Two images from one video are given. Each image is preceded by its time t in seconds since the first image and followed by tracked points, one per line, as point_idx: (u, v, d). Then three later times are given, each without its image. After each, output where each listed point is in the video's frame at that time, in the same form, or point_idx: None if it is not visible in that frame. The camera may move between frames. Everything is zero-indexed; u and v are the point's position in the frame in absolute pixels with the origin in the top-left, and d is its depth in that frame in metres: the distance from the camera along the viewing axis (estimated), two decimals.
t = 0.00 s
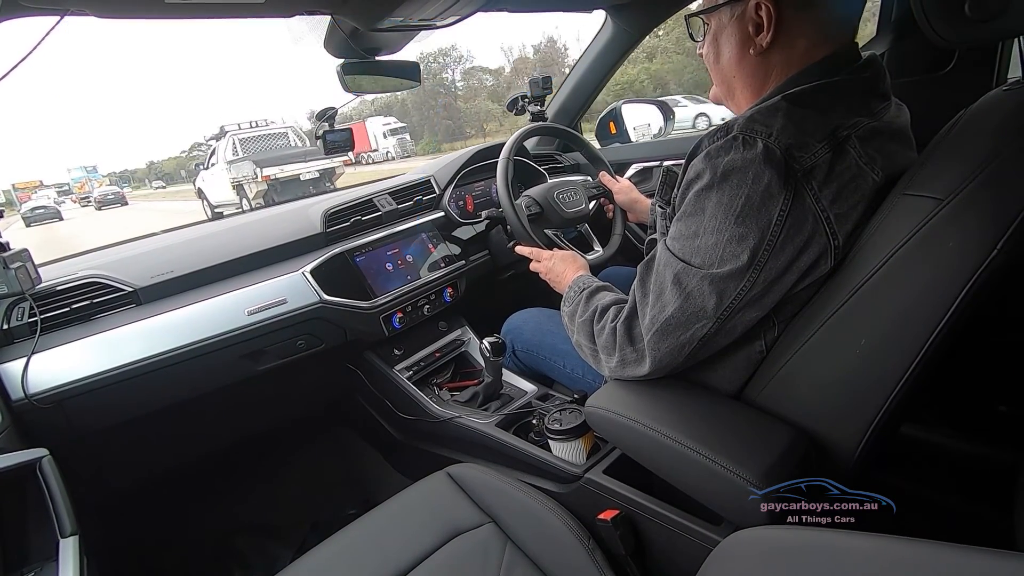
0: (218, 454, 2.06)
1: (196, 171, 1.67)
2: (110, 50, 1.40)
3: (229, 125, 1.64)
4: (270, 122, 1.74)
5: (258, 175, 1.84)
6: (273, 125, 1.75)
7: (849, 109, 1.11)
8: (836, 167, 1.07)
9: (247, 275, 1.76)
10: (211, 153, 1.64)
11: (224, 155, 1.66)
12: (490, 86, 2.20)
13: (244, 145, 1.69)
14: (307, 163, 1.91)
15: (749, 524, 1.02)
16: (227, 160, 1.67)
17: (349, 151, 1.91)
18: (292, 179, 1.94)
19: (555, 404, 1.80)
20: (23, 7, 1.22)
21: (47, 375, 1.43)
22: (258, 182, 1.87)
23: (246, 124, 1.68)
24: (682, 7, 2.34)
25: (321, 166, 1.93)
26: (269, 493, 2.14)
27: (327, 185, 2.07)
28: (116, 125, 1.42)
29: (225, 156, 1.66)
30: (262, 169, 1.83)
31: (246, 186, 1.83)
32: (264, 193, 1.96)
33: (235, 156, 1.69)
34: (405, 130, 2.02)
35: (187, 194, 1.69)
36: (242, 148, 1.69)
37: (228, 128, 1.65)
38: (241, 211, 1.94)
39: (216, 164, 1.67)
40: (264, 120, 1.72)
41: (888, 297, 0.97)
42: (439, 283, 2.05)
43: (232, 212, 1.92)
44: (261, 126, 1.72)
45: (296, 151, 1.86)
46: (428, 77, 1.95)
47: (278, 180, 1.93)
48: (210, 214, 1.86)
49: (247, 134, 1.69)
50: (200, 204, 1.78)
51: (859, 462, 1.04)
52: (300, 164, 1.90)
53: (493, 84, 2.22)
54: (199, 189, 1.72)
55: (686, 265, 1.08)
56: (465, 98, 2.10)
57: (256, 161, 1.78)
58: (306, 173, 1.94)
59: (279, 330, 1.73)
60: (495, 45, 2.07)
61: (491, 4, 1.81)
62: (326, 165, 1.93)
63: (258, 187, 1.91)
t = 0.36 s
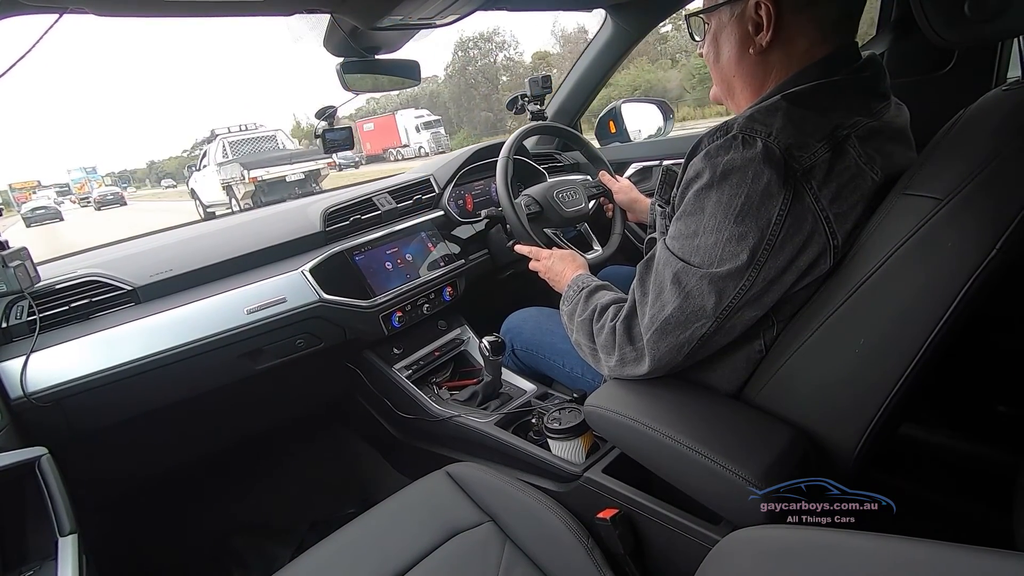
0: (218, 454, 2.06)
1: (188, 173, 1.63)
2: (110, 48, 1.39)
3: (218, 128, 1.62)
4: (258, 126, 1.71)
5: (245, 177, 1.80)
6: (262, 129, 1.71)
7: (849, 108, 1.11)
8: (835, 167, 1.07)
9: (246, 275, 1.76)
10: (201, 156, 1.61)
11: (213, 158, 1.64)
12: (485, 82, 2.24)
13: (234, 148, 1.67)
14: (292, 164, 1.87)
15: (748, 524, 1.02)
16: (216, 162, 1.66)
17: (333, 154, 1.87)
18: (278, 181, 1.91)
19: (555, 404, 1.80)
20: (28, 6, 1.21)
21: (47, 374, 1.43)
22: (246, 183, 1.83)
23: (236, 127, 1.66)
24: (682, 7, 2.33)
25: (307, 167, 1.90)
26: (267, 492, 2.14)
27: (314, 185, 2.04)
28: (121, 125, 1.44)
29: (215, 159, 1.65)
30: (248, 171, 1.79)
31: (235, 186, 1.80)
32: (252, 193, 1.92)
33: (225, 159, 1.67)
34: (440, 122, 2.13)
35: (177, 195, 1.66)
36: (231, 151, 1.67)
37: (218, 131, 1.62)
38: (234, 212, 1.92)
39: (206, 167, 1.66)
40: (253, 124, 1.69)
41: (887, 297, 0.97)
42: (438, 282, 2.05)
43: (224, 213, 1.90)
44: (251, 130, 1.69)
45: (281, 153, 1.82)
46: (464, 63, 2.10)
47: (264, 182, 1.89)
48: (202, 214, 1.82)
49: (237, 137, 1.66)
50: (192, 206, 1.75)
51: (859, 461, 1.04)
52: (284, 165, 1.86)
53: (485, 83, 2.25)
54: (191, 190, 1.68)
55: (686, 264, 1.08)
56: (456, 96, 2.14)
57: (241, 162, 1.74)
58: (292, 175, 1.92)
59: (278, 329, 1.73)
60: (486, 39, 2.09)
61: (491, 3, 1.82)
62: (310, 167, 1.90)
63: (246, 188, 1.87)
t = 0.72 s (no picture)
0: (218, 454, 2.06)
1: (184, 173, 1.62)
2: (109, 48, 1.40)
3: (211, 132, 1.61)
4: (249, 128, 1.69)
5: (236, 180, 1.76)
6: (254, 131, 1.69)
7: (849, 108, 1.11)
8: (836, 167, 1.07)
9: (246, 275, 1.76)
10: (195, 158, 1.60)
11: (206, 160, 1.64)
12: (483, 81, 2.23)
13: (227, 150, 1.66)
14: (280, 166, 1.83)
15: (748, 524, 1.02)
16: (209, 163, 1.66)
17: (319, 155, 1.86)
18: (266, 183, 1.85)
19: (555, 404, 1.80)
20: (29, 6, 1.22)
21: (47, 375, 1.43)
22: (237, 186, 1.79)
23: (228, 130, 1.65)
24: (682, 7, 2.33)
25: (294, 170, 1.86)
26: (268, 492, 2.14)
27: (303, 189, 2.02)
28: (124, 122, 1.44)
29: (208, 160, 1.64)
30: (237, 172, 1.74)
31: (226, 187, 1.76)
32: (242, 195, 1.86)
33: (218, 160, 1.67)
34: (479, 115, 2.24)
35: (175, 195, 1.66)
36: (223, 154, 1.67)
37: (211, 134, 1.62)
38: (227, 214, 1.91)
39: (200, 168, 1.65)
40: (245, 126, 1.68)
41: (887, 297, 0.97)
42: (438, 283, 2.04)
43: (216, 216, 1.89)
44: (241, 132, 1.68)
45: (269, 157, 1.79)
46: (513, 47, 2.20)
47: (254, 184, 1.82)
48: (195, 214, 1.82)
49: (229, 140, 1.66)
50: (187, 206, 1.75)
51: (859, 461, 1.04)
52: (273, 168, 1.82)
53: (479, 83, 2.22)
54: (186, 191, 1.67)
55: (686, 264, 1.08)
56: (468, 91, 2.19)
57: (232, 164, 1.71)
58: (281, 177, 1.86)
59: (279, 329, 1.73)
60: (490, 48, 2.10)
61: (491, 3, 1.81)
62: (298, 169, 1.86)
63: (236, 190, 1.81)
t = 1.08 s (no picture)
0: (218, 454, 2.06)
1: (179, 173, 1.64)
2: (110, 49, 1.40)
3: (205, 134, 1.62)
4: (241, 131, 1.69)
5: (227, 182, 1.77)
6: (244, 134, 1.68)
7: (850, 108, 1.11)
8: (836, 167, 1.07)
9: (246, 275, 1.76)
10: (187, 160, 1.62)
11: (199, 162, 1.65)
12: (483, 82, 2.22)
13: (220, 153, 1.66)
14: (268, 168, 1.83)
15: (748, 524, 1.02)
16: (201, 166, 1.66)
17: (307, 158, 1.85)
18: (256, 184, 1.86)
19: (555, 404, 1.80)
20: (29, 7, 1.22)
21: (47, 375, 1.43)
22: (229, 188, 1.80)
23: (220, 133, 1.65)
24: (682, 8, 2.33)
25: (284, 171, 1.87)
26: (268, 493, 2.14)
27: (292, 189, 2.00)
28: (113, 126, 1.42)
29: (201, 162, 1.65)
30: (229, 173, 1.75)
31: (218, 189, 1.77)
32: (233, 197, 1.85)
33: (210, 163, 1.67)
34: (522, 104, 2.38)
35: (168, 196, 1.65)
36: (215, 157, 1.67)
37: (205, 137, 1.62)
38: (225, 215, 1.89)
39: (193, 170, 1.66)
40: (237, 129, 1.68)
41: (888, 297, 0.97)
42: (438, 283, 2.04)
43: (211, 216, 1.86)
44: (233, 135, 1.67)
45: (258, 159, 1.78)
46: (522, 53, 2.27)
47: (245, 185, 1.84)
48: (190, 215, 1.78)
49: (222, 142, 1.66)
50: (184, 206, 1.73)
51: (859, 461, 1.04)
52: (262, 170, 1.82)
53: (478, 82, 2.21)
54: (182, 193, 1.68)
55: (686, 265, 1.08)
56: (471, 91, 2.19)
57: (224, 167, 1.72)
58: (270, 178, 1.87)
59: (278, 330, 1.73)
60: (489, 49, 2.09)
61: (491, 4, 1.81)
62: (286, 171, 1.87)
63: (228, 192, 1.82)
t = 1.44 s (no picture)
0: (218, 454, 2.06)
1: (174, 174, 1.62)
2: (109, 49, 1.40)
3: (197, 136, 1.60)
4: (234, 133, 1.67)
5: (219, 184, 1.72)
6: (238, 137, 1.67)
7: (850, 107, 1.11)
8: (836, 167, 1.07)
9: (246, 275, 1.76)
10: (185, 161, 1.60)
11: (193, 164, 1.62)
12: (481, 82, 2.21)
13: (214, 155, 1.63)
14: (259, 169, 1.78)
15: (749, 524, 1.02)
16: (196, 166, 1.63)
17: (296, 160, 1.83)
18: (247, 185, 1.80)
19: (555, 404, 1.80)
20: (27, 7, 1.23)
21: (48, 375, 1.43)
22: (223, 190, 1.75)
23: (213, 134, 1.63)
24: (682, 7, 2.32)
25: (274, 173, 1.81)
26: (268, 493, 2.14)
27: (284, 190, 1.93)
28: (121, 121, 1.44)
29: (196, 163, 1.62)
30: (221, 175, 1.70)
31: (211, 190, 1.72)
32: (226, 197, 1.81)
33: (205, 164, 1.64)
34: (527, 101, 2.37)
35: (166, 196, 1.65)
36: (209, 159, 1.63)
37: (198, 139, 1.61)
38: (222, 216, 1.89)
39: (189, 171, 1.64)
40: (230, 132, 1.67)
41: (888, 296, 0.97)
42: (439, 283, 2.04)
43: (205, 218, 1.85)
44: (226, 137, 1.66)
45: (250, 160, 1.74)
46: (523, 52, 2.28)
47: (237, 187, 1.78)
48: (185, 215, 1.78)
49: (215, 145, 1.63)
50: (179, 206, 1.71)
51: (859, 461, 1.04)
52: (254, 170, 1.77)
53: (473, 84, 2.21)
54: (177, 193, 1.66)
55: (686, 264, 1.08)
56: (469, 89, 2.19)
57: (217, 168, 1.68)
58: (261, 180, 1.81)
59: (278, 330, 1.73)
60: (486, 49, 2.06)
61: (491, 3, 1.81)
62: (277, 172, 1.82)
63: (220, 193, 1.76)
